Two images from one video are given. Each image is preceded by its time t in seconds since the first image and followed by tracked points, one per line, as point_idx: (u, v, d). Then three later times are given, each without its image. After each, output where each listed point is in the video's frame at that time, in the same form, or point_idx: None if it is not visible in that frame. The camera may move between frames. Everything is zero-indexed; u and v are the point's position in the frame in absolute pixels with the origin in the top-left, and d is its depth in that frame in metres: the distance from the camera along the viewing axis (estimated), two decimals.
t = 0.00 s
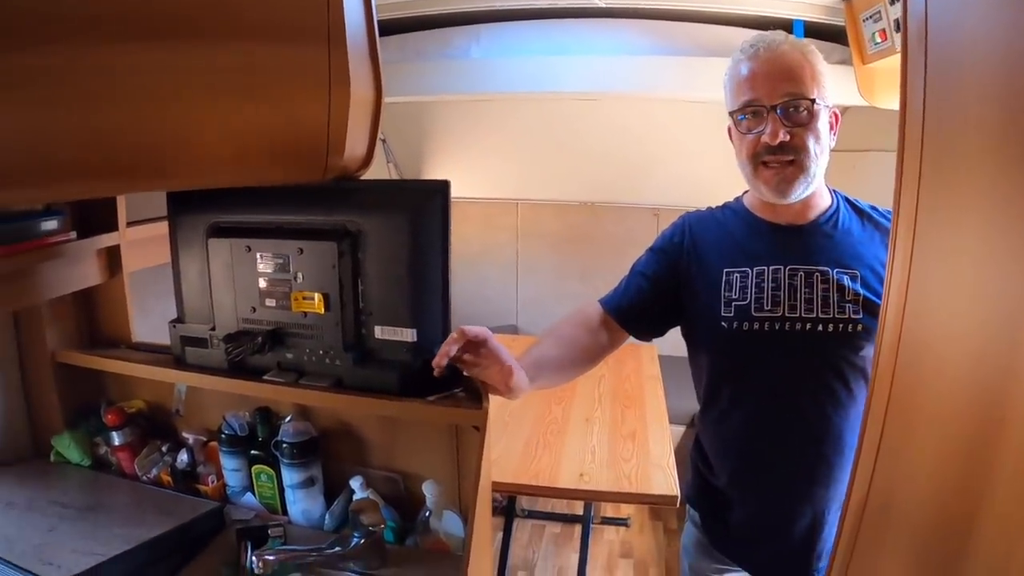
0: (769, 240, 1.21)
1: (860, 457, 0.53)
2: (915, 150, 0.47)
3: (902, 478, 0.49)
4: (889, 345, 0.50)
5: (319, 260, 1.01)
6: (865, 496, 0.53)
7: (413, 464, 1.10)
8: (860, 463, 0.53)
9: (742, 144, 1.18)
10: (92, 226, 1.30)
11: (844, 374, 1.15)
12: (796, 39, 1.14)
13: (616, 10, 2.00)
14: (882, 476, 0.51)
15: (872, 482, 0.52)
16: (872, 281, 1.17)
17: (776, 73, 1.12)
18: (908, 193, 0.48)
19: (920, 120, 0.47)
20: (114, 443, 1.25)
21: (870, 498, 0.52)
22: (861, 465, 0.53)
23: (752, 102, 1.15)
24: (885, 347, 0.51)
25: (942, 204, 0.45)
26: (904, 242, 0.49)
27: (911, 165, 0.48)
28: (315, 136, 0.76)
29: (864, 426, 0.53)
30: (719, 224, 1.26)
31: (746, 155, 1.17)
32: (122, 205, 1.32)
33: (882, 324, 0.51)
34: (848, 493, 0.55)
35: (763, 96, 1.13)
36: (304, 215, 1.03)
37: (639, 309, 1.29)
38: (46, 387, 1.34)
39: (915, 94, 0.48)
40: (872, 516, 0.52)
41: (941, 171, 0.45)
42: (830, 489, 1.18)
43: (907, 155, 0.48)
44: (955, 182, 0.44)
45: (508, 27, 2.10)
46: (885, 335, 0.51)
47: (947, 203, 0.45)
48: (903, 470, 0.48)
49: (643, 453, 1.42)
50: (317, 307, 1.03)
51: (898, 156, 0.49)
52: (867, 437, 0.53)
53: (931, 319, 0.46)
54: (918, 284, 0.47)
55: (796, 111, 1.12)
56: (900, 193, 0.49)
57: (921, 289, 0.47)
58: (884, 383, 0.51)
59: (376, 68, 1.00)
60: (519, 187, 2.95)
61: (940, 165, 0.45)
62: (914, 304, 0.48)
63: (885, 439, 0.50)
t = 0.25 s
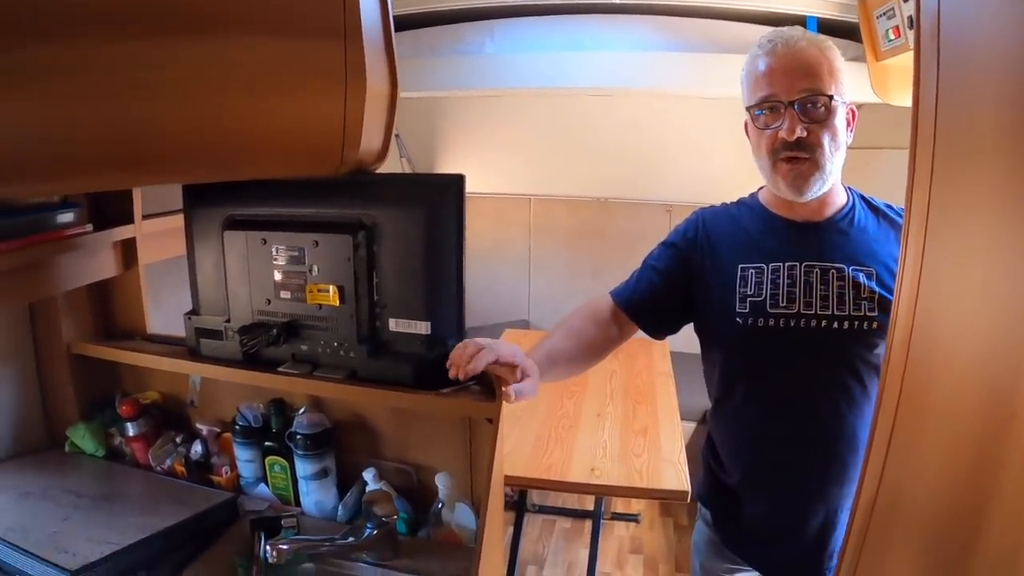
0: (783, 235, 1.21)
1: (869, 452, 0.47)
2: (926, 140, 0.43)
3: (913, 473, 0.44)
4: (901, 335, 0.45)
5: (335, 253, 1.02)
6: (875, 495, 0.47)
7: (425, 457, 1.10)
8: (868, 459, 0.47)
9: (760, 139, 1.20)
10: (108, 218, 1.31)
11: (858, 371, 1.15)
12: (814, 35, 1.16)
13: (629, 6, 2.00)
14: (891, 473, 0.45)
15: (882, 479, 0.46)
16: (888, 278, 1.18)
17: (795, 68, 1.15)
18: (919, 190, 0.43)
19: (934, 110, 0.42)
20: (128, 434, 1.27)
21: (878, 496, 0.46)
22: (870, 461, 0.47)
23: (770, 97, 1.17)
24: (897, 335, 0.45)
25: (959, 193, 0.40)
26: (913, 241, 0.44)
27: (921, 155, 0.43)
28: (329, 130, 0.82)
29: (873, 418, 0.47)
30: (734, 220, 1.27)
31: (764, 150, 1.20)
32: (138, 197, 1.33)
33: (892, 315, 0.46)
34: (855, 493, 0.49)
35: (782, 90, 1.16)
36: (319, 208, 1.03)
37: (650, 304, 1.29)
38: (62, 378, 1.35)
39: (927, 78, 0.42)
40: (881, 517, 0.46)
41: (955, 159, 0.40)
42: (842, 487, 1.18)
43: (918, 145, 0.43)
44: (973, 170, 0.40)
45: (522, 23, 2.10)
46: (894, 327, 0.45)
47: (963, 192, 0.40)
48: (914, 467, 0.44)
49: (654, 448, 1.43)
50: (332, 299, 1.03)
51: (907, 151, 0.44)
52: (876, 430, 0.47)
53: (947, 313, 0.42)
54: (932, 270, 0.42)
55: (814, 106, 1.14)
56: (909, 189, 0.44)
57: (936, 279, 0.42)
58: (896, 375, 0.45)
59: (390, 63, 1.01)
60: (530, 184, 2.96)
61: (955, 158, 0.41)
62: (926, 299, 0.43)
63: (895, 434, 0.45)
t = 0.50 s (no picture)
0: (795, 235, 1.22)
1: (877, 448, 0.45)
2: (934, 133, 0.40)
3: (919, 473, 0.42)
4: (908, 329, 0.43)
5: (349, 250, 1.03)
6: (882, 493, 0.45)
7: (438, 452, 1.11)
8: (877, 455, 0.45)
9: (772, 138, 1.21)
10: (123, 214, 1.32)
11: (867, 372, 1.16)
12: (826, 34, 1.17)
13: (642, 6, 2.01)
14: (899, 472, 0.43)
15: (889, 477, 0.44)
16: (899, 277, 1.18)
17: (807, 68, 1.15)
18: (928, 183, 0.41)
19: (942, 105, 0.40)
20: (143, 428, 1.29)
21: (885, 494, 0.44)
22: (878, 458, 0.45)
23: (782, 96, 1.17)
24: (906, 328, 0.43)
25: (966, 186, 0.38)
26: (923, 234, 0.42)
27: (929, 149, 0.41)
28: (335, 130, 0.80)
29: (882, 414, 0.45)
30: (745, 219, 1.27)
31: (777, 150, 1.20)
32: (153, 193, 1.34)
33: (901, 311, 0.44)
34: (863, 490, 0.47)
35: (793, 90, 1.16)
36: (333, 205, 1.04)
37: (661, 303, 1.30)
38: (77, 373, 1.37)
39: (935, 69, 0.40)
40: (887, 515, 0.44)
41: (963, 150, 0.38)
42: (851, 488, 1.19)
43: (925, 141, 0.41)
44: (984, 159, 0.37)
45: (535, 21, 2.10)
46: (904, 323, 0.43)
47: (974, 184, 0.38)
48: (919, 467, 0.42)
49: (665, 445, 1.43)
50: (346, 295, 1.04)
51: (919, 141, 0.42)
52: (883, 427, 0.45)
53: (954, 309, 0.39)
54: (940, 262, 0.40)
55: (826, 106, 1.15)
56: (919, 182, 0.42)
57: (944, 273, 0.40)
58: (904, 372, 0.43)
59: (405, 62, 1.02)
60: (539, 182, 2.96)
61: (962, 151, 0.38)
62: (935, 295, 0.40)
63: (903, 431, 0.43)
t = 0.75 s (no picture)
0: (810, 232, 1.22)
1: (893, 447, 0.47)
2: (949, 146, 0.43)
3: (931, 470, 0.43)
4: (923, 331, 0.45)
5: (367, 247, 1.04)
6: (896, 490, 0.47)
7: (455, 447, 1.12)
8: (890, 455, 0.47)
9: (787, 136, 1.21)
10: (143, 212, 1.34)
11: (880, 370, 1.16)
12: (842, 33, 1.17)
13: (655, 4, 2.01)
14: (912, 467, 0.45)
15: (902, 474, 0.46)
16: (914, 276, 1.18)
17: (823, 66, 1.15)
18: (941, 187, 0.43)
19: (955, 114, 0.42)
20: (161, 423, 1.30)
21: (898, 493, 0.46)
22: (893, 456, 0.47)
23: (798, 95, 1.18)
24: (920, 330, 0.45)
25: (977, 192, 0.40)
26: (936, 236, 0.44)
27: (944, 162, 0.43)
28: (365, 133, 0.81)
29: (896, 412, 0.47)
30: (760, 217, 1.28)
31: (792, 148, 1.21)
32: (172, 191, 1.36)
33: (915, 313, 0.46)
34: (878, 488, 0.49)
35: (809, 89, 1.17)
36: (352, 203, 1.06)
37: (675, 301, 1.31)
38: (96, 369, 1.38)
39: (949, 84, 0.43)
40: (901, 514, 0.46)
41: (973, 159, 0.40)
42: (864, 487, 1.19)
43: (940, 154, 0.43)
44: (989, 168, 0.39)
45: (550, 21, 2.11)
46: (917, 322, 0.45)
47: (981, 190, 0.40)
48: (930, 462, 0.43)
49: (679, 443, 1.44)
50: (364, 292, 1.06)
51: (934, 146, 0.44)
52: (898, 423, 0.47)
53: (965, 312, 0.41)
54: (953, 268, 0.42)
55: (841, 104, 1.15)
56: (933, 187, 0.44)
57: (955, 276, 0.42)
58: (918, 370, 0.45)
59: (424, 60, 1.03)
60: (550, 181, 2.97)
61: (974, 154, 0.40)
62: (947, 294, 0.42)
63: (917, 426, 0.45)
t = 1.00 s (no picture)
0: (821, 233, 1.23)
1: (903, 449, 0.48)
2: (960, 145, 0.43)
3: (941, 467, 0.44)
4: (934, 333, 0.46)
5: (381, 245, 1.04)
6: (906, 489, 0.47)
7: (466, 445, 1.13)
8: (902, 454, 0.48)
9: (798, 137, 1.22)
10: (156, 210, 1.35)
11: (890, 370, 1.16)
12: (854, 34, 1.17)
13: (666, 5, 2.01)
14: (924, 466, 0.46)
15: (914, 473, 0.47)
16: (924, 277, 1.18)
17: (834, 68, 1.16)
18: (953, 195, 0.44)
19: (966, 113, 0.43)
20: (174, 421, 1.31)
21: (908, 492, 0.47)
22: (904, 456, 0.48)
23: (809, 96, 1.18)
24: (931, 331, 0.46)
25: (988, 194, 0.41)
26: (947, 241, 0.45)
27: (956, 163, 0.44)
28: (376, 132, 0.73)
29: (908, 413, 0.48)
30: (770, 217, 1.28)
31: (802, 149, 1.21)
32: (185, 190, 1.36)
33: (926, 315, 0.47)
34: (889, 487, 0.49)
35: (820, 90, 1.17)
36: (366, 202, 1.06)
37: (686, 301, 1.32)
38: (108, 367, 1.39)
39: (961, 82, 0.43)
40: (909, 512, 0.47)
41: (983, 161, 0.41)
42: (873, 487, 1.19)
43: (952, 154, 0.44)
44: (1000, 170, 0.40)
45: (561, 21, 2.12)
46: (929, 325, 0.46)
47: (990, 190, 0.41)
48: (941, 461, 0.44)
49: (689, 442, 1.44)
50: (378, 290, 1.06)
51: (945, 154, 0.45)
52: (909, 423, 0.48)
53: (977, 316, 0.42)
54: (963, 270, 0.43)
55: (853, 106, 1.15)
56: (944, 194, 0.45)
57: (969, 277, 0.43)
58: (929, 371, 0.46)
59: (437, 60, 1.04)
60: (558, 181, 2.98)
61: (983, 163, 0.41)
62: (958, 298, 0.43)
63: (928, 426, 0.46)
